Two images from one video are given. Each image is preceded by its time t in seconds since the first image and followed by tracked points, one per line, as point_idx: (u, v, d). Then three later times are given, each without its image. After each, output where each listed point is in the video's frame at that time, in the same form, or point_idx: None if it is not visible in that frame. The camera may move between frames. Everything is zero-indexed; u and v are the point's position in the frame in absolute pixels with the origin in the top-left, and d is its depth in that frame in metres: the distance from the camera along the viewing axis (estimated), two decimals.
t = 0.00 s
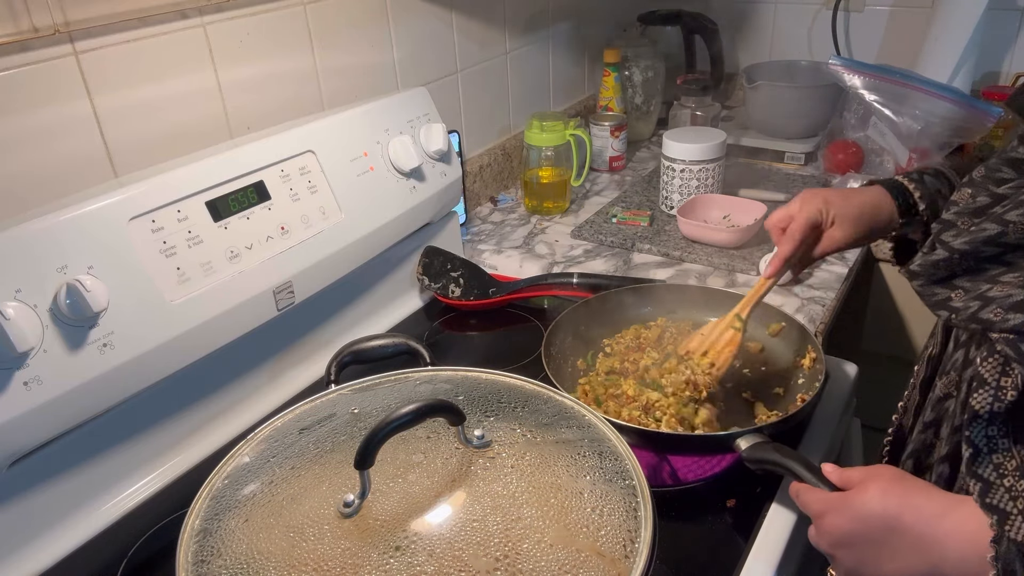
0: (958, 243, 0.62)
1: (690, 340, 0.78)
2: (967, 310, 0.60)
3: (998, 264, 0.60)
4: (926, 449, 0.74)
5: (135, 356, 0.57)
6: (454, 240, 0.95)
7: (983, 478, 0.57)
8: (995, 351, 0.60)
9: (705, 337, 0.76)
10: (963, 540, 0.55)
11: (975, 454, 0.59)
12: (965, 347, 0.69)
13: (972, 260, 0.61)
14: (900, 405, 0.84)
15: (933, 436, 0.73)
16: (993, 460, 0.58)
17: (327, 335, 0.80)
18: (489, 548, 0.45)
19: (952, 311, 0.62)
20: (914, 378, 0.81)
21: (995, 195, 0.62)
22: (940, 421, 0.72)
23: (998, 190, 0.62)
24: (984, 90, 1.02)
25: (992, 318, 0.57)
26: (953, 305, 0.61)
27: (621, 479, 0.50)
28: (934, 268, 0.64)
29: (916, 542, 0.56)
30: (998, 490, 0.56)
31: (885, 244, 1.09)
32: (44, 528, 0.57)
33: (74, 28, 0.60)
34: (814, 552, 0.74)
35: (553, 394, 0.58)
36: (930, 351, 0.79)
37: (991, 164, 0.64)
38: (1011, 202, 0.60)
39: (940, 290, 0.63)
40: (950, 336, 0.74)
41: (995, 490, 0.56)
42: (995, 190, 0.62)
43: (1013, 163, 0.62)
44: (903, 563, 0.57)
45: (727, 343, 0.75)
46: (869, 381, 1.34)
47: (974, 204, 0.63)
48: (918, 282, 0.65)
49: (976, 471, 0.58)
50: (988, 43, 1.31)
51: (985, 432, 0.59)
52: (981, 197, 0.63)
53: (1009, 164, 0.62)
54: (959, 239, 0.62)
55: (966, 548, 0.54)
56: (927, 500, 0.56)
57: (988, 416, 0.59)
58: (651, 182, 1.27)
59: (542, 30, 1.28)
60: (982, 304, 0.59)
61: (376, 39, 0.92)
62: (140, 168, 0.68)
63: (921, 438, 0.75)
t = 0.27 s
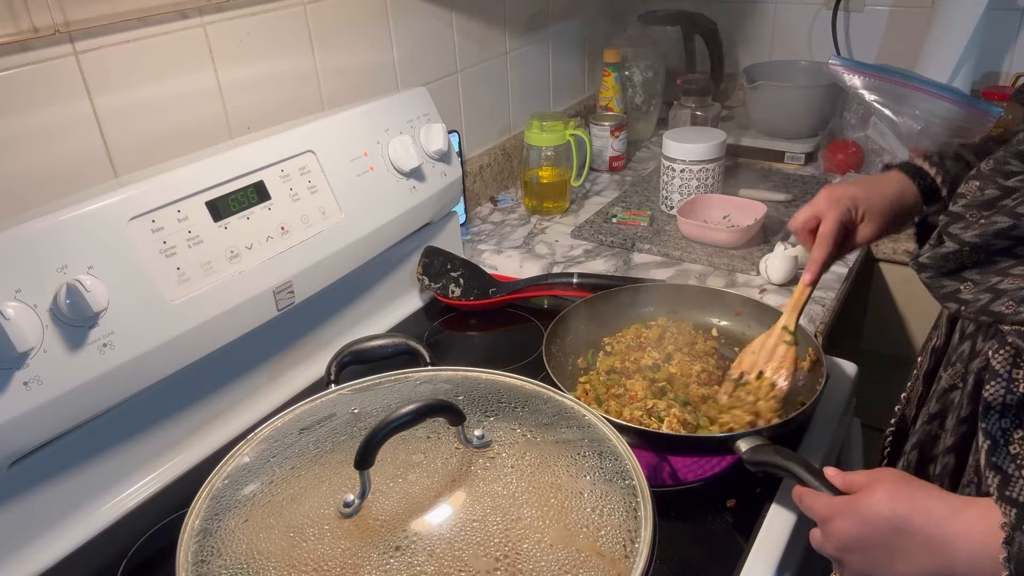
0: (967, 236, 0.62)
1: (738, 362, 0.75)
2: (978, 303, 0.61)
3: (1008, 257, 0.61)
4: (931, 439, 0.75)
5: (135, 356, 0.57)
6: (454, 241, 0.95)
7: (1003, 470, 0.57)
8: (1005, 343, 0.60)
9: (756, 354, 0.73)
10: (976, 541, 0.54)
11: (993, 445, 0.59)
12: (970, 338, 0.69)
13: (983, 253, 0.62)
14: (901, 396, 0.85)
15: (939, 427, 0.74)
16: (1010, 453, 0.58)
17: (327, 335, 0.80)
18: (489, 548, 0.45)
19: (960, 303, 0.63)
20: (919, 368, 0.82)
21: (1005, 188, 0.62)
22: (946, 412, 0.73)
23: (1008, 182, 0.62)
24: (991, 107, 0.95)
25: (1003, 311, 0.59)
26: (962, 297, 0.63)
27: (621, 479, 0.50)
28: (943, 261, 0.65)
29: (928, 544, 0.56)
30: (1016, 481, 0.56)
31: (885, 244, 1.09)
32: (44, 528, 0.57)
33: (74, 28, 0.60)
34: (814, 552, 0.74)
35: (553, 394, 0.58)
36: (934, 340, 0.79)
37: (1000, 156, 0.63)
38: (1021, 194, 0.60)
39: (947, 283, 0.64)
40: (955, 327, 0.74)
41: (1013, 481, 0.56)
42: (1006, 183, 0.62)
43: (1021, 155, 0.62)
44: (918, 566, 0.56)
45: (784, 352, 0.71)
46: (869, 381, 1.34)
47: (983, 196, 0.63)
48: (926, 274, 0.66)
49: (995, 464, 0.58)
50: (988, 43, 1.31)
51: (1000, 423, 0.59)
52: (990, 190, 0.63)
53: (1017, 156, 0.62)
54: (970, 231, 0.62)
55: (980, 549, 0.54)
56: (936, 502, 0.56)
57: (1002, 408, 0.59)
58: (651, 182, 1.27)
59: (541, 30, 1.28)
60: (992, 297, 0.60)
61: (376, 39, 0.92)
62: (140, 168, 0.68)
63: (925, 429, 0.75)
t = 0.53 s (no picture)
0: (971, 230, 0.65)
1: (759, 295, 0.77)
2: (981, 296, 0.63)
3: (1010, 251, 0.63)
4: (931, 431, 0.75)
5: (135, 356, 0.57)
6: (454, 240, 0.95)
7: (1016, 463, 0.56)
8: (1009, 336, 0.60)
9: (777, 287, 0.75)
10: (983, 537, 0.53)
11: (1002, 437, 0.58)
12: (971, 332, 0.69)
13: (986, 247, 0.64)
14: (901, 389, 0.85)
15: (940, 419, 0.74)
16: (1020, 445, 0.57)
17: (326, 335, 0.80)
18: (489, 547, 0.45)
19: (963, 296, 0.65)
20: (919, 361, 0.82)
21: (1007, 182, 0.64)
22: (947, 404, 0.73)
23: (1010, 177, 0.63)
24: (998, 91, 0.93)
25: (1005, 305, 0.61)
26: (965, 291, 0.65)
27: (621, 479, 0.50)
28: (947, 254, 0.67)
29: (934, 541, 0.54)
30: None
31: (886, 244, 1.09)
32: (44, 528, 0.57)
33: (74, 28, 0.60)
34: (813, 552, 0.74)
35: (553, 394, 0.58)
36: (934, 334, 0.78)
37: (1002, 152, 0.65)
38: None
39: (951, 276, 0.67)
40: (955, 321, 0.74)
41: None
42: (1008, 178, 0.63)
43: None
44: (921, 564, 0.54)
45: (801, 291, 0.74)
46: (869, 381, 1.34)
47: (986, 191, 0.65)
48: (930, 269, 0.69)
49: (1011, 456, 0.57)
50: (988, 43, 1.31)
51: (1008, 415, 0.59)
52: (993, 184, 0.64)
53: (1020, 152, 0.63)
54: (974, 226, 0.65)
55: (985, 546, 0.53)
56: (945, 499, 0.55)
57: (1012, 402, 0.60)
58: (651, 182, 1.27)
59: (541, 30, 1.28)
60: (995, 290, 0.62)
61: (376, 39, 0.92)
62: (140, 168, 0.68)
63: (927, 421, 0.75)
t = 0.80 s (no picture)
0: (965, 238, 0.63)
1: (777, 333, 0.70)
2: (975, 304, 0.62)
3: (1004, 257, 0.62)
4: (931, 437, 0.75)
5: (135, 356, 0.57)
6: (454, 240, 0.95)
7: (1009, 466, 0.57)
8: (1004, 341, 0.60)
9: (790, 322, 0.68)
10: (985, 532, 0.52)
11: (998, 442, 0.59)
12: (968, 337, 0.69)
13: (979, 254, 0.63)
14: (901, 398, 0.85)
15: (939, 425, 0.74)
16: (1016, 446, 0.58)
17: (327, 335, 0.80)
18: (489, 547, 0.45)
19: (959, 304, 0.64)
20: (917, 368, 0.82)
21: (998, 190, 0.63)
22: (946, 410, 0.73)
23: (1001, 184, 0.62)
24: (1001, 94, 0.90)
25: (1000, 311, 0.59)
26: (960, 298, 0.64)
27: (621, 479, 0.50)
28: (941, 263, 0.66)
29: (937, 537, 0.54)
30: None
31: (886, 244, 1.09)
32: (44, 528, 0.57)
33: (74, 28, 0.60)
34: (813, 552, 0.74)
35: (553, 394, 0.58)
36: (931, 342, 0.79)
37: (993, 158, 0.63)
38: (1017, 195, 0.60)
39: (946, 284, 0.66)
40: (953, 327, 0.74)
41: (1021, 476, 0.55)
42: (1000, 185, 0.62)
43: (1015, 159, 0.62)
44: (926, 560, 0.54)
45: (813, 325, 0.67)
46: (869, 381, 1.34)
47: (977, 199, 0.64)
48: (926, 276, 0.68)
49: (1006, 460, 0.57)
50: (988, 43, 1.31)
51: (1005, 420, 0.59)
52: (984, 192, 0.64)
53: (1010, 158, 0.62)
54: (969, 232, 0.63)
55: (989, 541, 0.52)
56: (949, 494, 0.54)
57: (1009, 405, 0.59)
58: (651, 182, 1.27)
59: (541, 30, 1.28)
60: (990, 297, 0.60)
61: (376, 39, 0.92)
62: (141, 168, 0.68)
63: (926, 428, 0.75)
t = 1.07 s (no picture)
0: (970, 240, 0.62)
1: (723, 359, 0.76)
2: (983, 306, 0.60)
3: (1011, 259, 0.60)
4: (936, 443, 0.75)
5: (135, 356, 0.57)
6: (454, 241, 0.95)
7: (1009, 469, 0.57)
8: (1013, 343, 0.58)
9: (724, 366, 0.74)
10: (995, 527, 0.52)
11: (996, 448, 0.58)
12: (971, 339, 0.69)
13: (985, 256, 0.61)
14: (904, 404, 0.85)
15: (947, 430, 0.73)
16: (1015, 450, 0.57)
17: (327, 335, 0.80)
18: (489, 547, 0.45)
19: (964, 307, 0.62)
20: (920, 375, 0.83)
21: (1001, 192, 0.63)
22: (951, 415, 0.73)
23: (1003, 186, 0.63)
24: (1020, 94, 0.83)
25: (1011, 312, 0.58)
26: (967, 301, 0.62)
27: (621, 479, 0.50)
28: (945, 265, 0.64)
29: (945, 531, 0.54)
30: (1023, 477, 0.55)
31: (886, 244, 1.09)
32: (44, 528, 0.57)
33: (74, 28, 0.60)
34: (813, 552, 0.74)
35: (553, 394, 0.58)
36: (933, 348, 0.79)
37: (993, 160, 0.65)
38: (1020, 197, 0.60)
39: (951, 287, 0.63)
40: (954, 331, 0.75)
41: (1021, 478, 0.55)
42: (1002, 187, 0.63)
43: (1016, 160, 0.63)
44: (934, 554, 0.54)
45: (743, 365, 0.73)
46: (869, 381, 1.34)
47: (980, 200, 0.64)
48: (929, 279, 0.65)
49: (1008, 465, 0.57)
50: (988, 43, 1.31)
51: (1009, 425, 0.58)
52: (986, 194, 0.64)
53: (1011, 160, 0.63)
54: (976, 234, 0.62)
55: (998, 535, 0.52)
56: (958, 489, 0.54)
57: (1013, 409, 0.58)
58: (651, 182, 1.27)
59: (541, 30, 1.28)
60: (998, 299, 0.59)
61: (376, 39, 0.92)
62: (141, 168, 0.68)
63: (933, 433, 0.75)
